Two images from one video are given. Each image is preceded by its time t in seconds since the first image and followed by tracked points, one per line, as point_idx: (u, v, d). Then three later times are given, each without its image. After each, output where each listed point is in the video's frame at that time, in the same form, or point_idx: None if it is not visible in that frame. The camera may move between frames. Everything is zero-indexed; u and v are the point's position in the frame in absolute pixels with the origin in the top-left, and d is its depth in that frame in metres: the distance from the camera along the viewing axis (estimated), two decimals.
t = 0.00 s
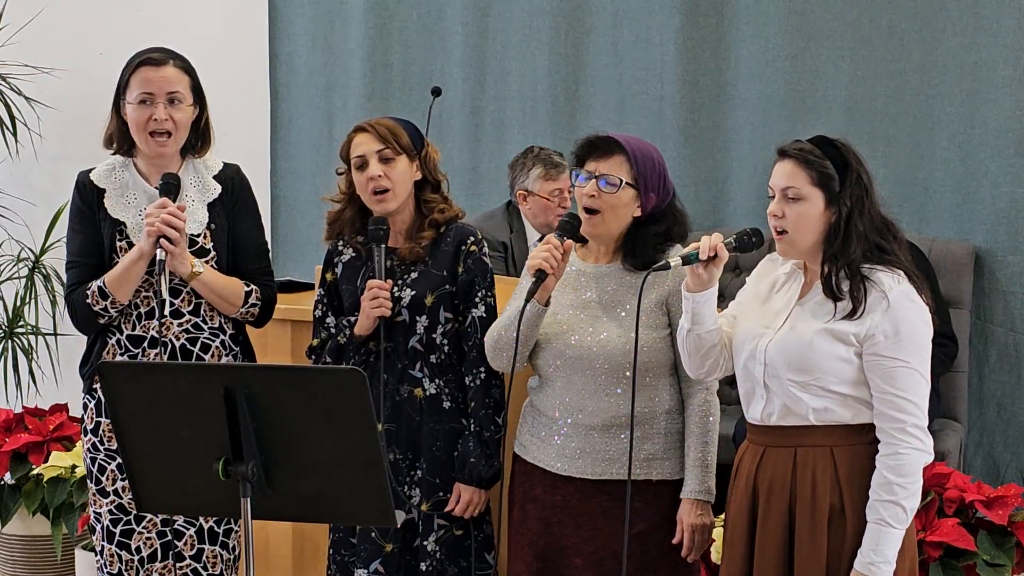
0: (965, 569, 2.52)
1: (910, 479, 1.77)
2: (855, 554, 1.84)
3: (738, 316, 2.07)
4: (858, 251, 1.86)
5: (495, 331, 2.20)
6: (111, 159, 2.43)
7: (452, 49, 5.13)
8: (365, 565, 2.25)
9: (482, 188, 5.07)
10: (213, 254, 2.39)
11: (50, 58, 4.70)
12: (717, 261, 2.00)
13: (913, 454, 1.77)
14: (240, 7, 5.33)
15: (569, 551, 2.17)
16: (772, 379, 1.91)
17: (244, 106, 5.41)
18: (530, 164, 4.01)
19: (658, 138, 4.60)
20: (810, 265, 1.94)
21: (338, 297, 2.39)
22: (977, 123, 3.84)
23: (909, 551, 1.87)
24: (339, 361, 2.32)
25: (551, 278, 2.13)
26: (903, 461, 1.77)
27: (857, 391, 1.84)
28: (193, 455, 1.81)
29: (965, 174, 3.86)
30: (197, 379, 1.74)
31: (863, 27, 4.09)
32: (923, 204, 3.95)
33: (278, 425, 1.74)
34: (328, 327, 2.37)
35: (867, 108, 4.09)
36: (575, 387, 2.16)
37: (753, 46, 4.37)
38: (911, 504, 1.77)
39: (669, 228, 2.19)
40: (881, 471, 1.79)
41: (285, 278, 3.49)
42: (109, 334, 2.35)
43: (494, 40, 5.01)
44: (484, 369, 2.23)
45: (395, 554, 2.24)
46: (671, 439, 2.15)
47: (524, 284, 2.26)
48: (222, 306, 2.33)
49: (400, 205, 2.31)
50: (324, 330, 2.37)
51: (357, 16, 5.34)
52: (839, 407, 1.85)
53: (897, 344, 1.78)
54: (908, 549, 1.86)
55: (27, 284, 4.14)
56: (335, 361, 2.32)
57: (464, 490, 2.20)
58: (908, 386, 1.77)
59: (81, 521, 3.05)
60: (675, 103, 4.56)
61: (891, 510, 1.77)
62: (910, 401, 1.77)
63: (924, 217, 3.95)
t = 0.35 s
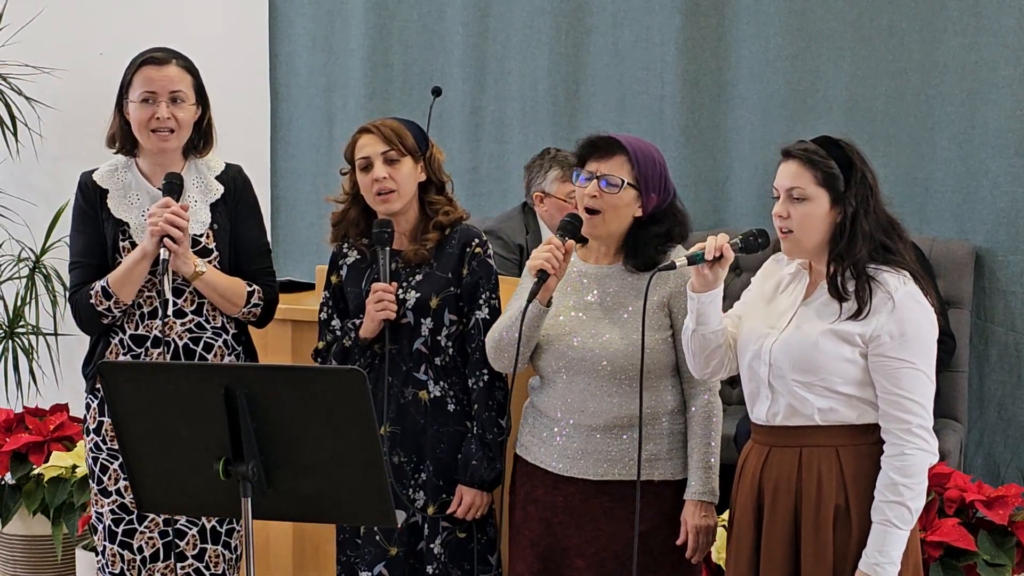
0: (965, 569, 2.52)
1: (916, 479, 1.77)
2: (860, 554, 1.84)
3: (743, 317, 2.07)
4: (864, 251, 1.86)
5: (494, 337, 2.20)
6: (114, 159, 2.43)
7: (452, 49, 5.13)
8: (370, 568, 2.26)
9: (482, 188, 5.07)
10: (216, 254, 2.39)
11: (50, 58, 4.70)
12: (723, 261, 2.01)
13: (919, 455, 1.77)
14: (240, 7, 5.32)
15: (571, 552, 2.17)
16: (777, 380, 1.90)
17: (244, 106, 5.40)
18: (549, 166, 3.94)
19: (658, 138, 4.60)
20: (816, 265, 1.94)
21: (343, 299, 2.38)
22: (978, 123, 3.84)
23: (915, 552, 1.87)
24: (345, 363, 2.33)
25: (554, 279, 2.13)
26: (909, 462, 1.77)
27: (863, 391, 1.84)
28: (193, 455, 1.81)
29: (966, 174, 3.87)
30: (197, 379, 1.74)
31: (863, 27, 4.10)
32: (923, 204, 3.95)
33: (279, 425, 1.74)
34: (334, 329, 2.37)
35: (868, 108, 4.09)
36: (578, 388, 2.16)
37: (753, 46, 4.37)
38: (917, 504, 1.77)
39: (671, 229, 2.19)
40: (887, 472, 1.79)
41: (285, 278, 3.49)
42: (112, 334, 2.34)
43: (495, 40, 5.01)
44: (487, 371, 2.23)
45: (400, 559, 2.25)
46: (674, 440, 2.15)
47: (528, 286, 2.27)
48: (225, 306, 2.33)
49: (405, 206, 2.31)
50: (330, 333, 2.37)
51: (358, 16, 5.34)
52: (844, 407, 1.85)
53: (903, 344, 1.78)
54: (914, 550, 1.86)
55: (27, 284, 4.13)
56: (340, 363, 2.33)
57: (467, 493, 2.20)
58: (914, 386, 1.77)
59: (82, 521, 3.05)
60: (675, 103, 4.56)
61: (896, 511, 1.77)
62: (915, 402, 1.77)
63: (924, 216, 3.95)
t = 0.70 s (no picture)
0: (965, 569, 2.53)
1: (913, 481, 1.77)
2: (856, 555, 1.84)
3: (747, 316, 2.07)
4: (866, 251, 1.86)
5: (495, 337, 2.20)
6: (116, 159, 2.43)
7: (452, 49, 5.13)
8: (371, 567, 2.26)
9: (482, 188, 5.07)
10: (218, 254, 2.39)
11: (51, 58, 4.69)
12: (725, 260, 2.01)
13: (917, 457, 1.77)
14: (240, 7, 5.33)
15: (572, 553, 2.17)
16: (778, 379, 1.91)
17: (244, 106, 5.41)
18: (542, 169, 3.92)
19: (659, 137, 4.60)
20: (819, 265, 1.93)
21: (344, 298, 2.38)
22: (978, 123, 3.84)
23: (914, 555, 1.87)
24: (345, 363, 2.33)
25: (556, 280, 2.13)
26: (906, 463, 1.77)
27: (862, 392, 1.84)
28: (193, 455, 1.81)
29: (966, 174, 3.87)
30: (197, 379, 1.74)
31: (863, 27, 4.10)
32: (923, 203, 3.95)
33: (279, 426, 1.74)
34: (335, 329, 2.37)
35: (868, 108, 4.09)
36: (579, 388, 2.16)
37: (753, 46, 4.37)
38: (914, 506, 1.77)
39: (673, 229, 2.19)
40: (885, 473, 1.79)
41: (285, 279, 3.49)
42: (114, 333, 2.34)
43: (495, 39, 5.01)
44: (488, 372, 2.22)
45: (402, 559, 2.26)
46: (675, 440, 2.15)
47: (528, 286, 2.26)
48: (226, 306, 2.33)
49: (405, 206, 2.31)
50: (331, 333, 2.37)
51: (358, 16, 5.34)
52: (844, 408, 1.85)
53: (903, 345, 1.78)
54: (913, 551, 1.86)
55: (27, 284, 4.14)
56: (341, 362, 2.33)
57: (468, 493, 2.20)
58: (912, 388, 1.77)
59: (82, 521, 3.05)
60: (675, 103, 4.56)
61: (893, 512, 1.77)
62: (914, 403, 1.77)
63: (924, 216, 3.94)
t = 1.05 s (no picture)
0: (965, 569, 2.52)
1: (913, 482, 1.77)
2: (855, 556, 1.84)
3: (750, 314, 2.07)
4: (868, 251, 1.86)
5: (495, 338, 2.20)
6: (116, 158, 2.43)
7: (452, 49, 5.13)
8: (370, 565, 2.26)
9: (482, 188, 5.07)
10: (218, 254, 2.39)
11: (51, 58, 4.69)
12: (727, 259, 2.00)
13: (917, 458, 1.77)
14: (240, 7, 5.33)
15: (571, 553, 2.17)
16: (779, 379, 1.91)
17: (244, 106, 5.41)
18: (532, 172, 4.07)
19: (659, 137, 4.60)
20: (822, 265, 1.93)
21: (342, 297, 2.38)
22: (978, 123, 3.84)
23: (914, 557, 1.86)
24: (343, 362, 2.33)
25: (555, 279, 2.13)
26: (906, 464, 1.77)
27: (863, 392, 1.84)
28: (193, 455, 1.81)
29: (966, 174, 3.86)
30: (197, 379, 1.74)
31: (863, 27, 4.10)
32: (923, 203, 3.95)
33: (278, 426, 1.74)
34: (334, 327, 2.37)
35: (868, 108, 4.09)
36: (579, 389, 2.16)
37: (753, 46, 4.37)
38: (913, 507, 1.77)
39: (673, 228, 2.19)
40: (885, 473, 1.79)
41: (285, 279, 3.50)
42: (115, 333, 2.34)
43: (494, 39, 5.01)
44: (484, 372, 2.22)
45: (401, 557, 2.26)
46: (675, 440, 2.15)
47: (528, 286, 2.26)
48: (226, 306, 2.33)
49: (404, 205, 2.31)
50: (329, 330, 2.37)
51: (357, 16, 5.33)
52: (843, 408, 1.85)
53: (903, 346, 1.78)
54: (913, 551, 1.86)
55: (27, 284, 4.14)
56: (339, 361, 2.33)
57: (463, 493, 2.21)
58: (913, 389, 1.77)
59: (82, 521, 3.05)
60: (675, 103, 4.56)
61: (893, 512, 1.77)
62: (915, 404, 1.77)
63: (924, 216, 3.94)
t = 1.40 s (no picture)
0: (965, 569, 2.52)
1: (909, 482, 1.77)
2: (852, 556, 1.84)
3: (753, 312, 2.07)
4: (867, 251, 1.85)
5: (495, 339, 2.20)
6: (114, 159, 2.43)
7: (452, 49, 5.13)
8: (359, 562, 2.27)
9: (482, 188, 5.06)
10: (216, 255, 2.39)
11: (51, 58, 4.69)
12: (725, 256, 2.00)
13: (914, 459, 1.77)
14: (240, 7, 5.33)
15: (570, 552, 2.17)
16: (778, 377, 1.91)
17: (244, 106, 5.41)
18: (529, 176, 4.11)
19: (659, 137, 4.60)
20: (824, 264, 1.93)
21: (338, 296, 2.38)
22: (978, 123, 3.84)
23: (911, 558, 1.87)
24: (337, 361, 2.32)
25: (552, 278, 2.13)
26: (903, 464, 1.77)
27: (860, 391, 1.84)
28: (193, 455, 1.81)
29: (966, 174, 3.86)
30: (197, 379, 1.74)
31: (863, 27, 4.10)
32: (923, 203, 3.95)
33: (279, 426, 1.74)
34: (330, 325, 2.37)
35: (868, 108, 4.09)
36: (577, 389, 2.16)
37: (753, 46, 4.37)
38: (910, 507, 1.77)
39: (672, 228, 2.19)
40: (882, 474, 1.79)
41: (285, 279, 3.49)
42: (113, 334, 2.34)
43: (495, 39, 5.01)
44: (479, 372, 2.22)
45: (392, 558, 2.26)
46: (674, 440, 2.15)
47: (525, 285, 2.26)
48: (225, 307, 2.33)
49: (400, 206, 2.30)
50: (325, 328, 2.38)
51: (357, 16, 5.33)
52: (841, 407, 1.85)
53: (901, 346, 1.78)
54: (911, 551, 1.86)
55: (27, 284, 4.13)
56: (333, 361, 2.31)
57: (456, 493, 2.20)
58: (910, 389, 1.77)
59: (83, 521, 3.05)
60: (675, 103, 4.56)
61: (889, 513, 1.78)
62: (913, 404, 1.77)
63: (924, 216, 3.94)
